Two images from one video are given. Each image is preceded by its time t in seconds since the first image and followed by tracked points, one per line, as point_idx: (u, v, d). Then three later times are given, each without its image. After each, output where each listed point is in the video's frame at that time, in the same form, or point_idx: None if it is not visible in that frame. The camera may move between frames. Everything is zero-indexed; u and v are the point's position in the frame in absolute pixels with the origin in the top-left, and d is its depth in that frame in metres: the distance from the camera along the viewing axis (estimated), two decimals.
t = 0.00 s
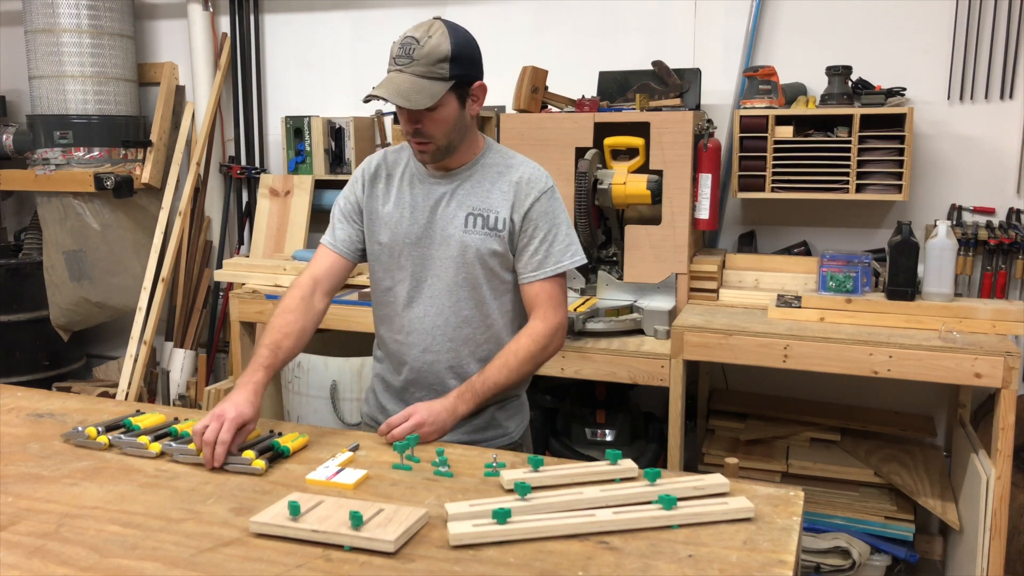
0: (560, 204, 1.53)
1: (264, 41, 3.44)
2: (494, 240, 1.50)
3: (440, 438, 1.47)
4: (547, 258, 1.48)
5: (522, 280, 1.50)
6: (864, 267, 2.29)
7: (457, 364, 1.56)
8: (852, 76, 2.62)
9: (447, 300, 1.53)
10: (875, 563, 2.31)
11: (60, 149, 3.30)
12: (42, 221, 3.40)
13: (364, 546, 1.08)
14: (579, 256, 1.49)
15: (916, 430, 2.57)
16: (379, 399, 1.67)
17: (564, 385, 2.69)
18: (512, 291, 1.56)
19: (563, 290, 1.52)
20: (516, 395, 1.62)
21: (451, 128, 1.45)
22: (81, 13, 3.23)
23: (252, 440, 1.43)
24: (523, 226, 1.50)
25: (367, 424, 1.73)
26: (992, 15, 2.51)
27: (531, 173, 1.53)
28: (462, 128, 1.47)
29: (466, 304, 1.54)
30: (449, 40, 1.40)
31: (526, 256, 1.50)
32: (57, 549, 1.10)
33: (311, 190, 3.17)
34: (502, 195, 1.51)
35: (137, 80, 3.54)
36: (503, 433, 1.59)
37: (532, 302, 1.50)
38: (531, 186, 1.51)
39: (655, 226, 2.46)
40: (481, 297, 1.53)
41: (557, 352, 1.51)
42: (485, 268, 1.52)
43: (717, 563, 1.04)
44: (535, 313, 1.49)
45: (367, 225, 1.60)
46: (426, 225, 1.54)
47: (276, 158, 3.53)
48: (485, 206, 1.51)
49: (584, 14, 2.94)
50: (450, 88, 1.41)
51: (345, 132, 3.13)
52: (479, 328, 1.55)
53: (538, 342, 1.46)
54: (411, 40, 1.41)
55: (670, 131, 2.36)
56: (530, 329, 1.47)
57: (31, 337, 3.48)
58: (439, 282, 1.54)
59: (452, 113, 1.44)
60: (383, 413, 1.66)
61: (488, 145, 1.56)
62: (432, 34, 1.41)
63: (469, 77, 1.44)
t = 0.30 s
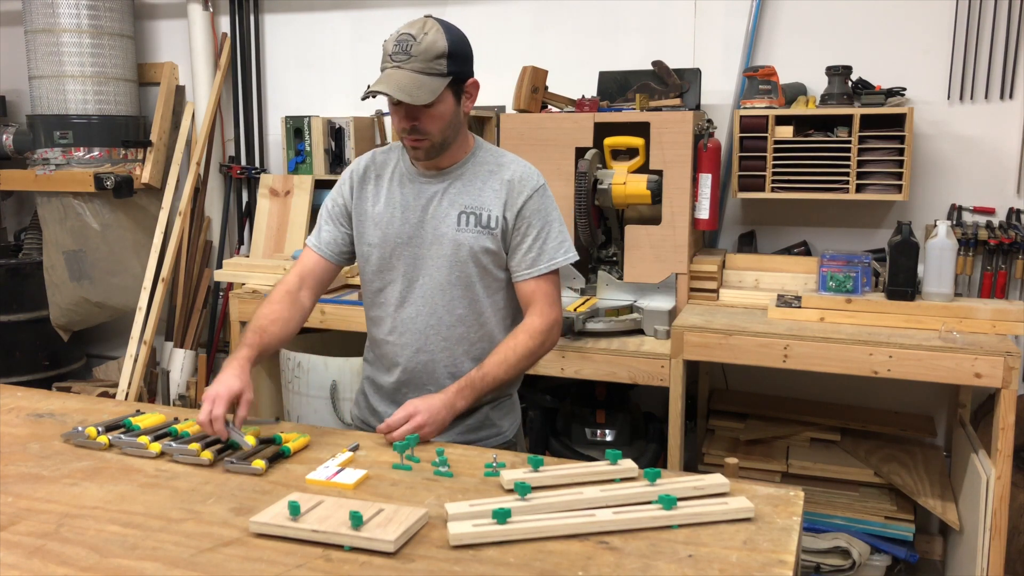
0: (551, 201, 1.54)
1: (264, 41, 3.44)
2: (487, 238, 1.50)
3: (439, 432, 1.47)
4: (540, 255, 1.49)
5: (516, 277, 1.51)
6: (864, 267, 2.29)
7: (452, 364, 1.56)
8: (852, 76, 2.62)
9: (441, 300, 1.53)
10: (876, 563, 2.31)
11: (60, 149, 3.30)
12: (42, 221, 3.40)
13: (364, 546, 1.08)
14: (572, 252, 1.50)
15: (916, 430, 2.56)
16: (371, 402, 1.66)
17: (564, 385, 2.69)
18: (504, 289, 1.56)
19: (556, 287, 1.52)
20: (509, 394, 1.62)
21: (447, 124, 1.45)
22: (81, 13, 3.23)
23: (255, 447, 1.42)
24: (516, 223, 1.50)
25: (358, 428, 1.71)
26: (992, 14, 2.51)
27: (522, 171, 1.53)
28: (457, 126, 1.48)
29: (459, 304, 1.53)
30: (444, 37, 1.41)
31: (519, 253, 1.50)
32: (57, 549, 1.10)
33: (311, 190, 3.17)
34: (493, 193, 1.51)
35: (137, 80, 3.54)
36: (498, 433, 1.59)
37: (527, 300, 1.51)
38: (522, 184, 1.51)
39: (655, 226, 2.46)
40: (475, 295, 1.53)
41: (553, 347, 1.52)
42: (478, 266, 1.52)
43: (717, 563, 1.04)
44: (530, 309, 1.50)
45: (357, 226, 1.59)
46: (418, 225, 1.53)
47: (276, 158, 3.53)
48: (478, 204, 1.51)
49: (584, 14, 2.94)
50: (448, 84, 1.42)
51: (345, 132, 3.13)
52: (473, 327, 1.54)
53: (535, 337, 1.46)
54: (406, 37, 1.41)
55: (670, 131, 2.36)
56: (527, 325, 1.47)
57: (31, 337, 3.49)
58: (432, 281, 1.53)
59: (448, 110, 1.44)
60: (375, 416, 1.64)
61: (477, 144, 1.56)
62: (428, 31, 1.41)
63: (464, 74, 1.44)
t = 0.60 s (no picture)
0: (545, 199, 1.54)
1: (264, 41, 3.44)
2: (482, 235, 1.49)
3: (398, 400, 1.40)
4: (534, 251, 1.49)
5: (510, 274, 1.51)
6: (864, 267, 2.29)
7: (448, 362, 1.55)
8: (852, 76, 2.62)
9: (436, 298, 1.52)
10: (876, 563, 2.31)
11: (60, 149, 3.30)
12: (42, 221, 3.40)
13: (364, 546, 1.08)
14: (565, 250, 1.51)
15: (916, 430, 2.56)
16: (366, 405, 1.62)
17: (564, 385, 2.69)
18: (499, 287, 1.56)
19: (550, 284, 1.53)
20: (508, 394, 1.61)
21: (457, 113, 1.47)
22: (81, 13, 3.23)
23: (260, 450, 1.41)
24: (511, 220, 1.50)
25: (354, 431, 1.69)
26: (992, 14, 2.51)
27: (516, 169, 1.53)
28: (462, 118, 1.50)
29: (455, 302, 1.53)
30: (461, 26, 1.45)
31: (514, 250, 1.50)
32: (57, 549, 1.10)
33: (311, 190, 3.17)
34: (488, 191, 1.51)
35: (137, 80, 3.54)
36: (498, 433, 1.58)
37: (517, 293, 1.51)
38: (517, 181, 1.51)
39: (655, 226, 2.47)
40: (470, 292, 1.53)
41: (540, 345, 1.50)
42: (474, 263, 1.51)
43: (717, 563, 1.04)
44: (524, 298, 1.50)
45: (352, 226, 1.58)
46: (413, 223, 1.52)
47: (276, 158, 3.53)
48: (473, 201, 1.51)
49: (584, 14, 2.94)
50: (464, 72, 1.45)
51: (345, 132, 3.13)
52: (468, 325, 1.54)
53: (524, 328, 1.45)
54: (425, 21, 1.42)
55: (670, 131, 2.36)
56: (518, 316, 1.47)
57: (31, 337, 3.49)
58: (427, 279, 1.52)
59: (459, 99, 1.47)
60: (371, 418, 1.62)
61: (471, 144, 1.56)
62: (443, 20, 1.44)
63: (473, 66, 1.48)
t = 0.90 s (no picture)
0: (546, 198, 1.54)
1: (264, 41, 3.44)
2: (484, 234, 1.49)
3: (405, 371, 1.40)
4: (535, 250, 1.50)
5: (511, 273, 1.51)
6: (864, 267, 2.29)
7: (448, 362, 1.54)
8: (852, 76, 2.62)
9: (437, 296, 1.52)
10: (876, 563, 2.30)
11: (60, 149, 3.30)
12: (42, 221, 3.40)
13: (364, 546, 1.08)
14: (565, 250, 1.51)
15: (916, 430, 2.56)
16: (363, 405, 1.61)
17: (563, 385, 2.69)
18: (500, 286, 1.56)
19: (550, 283, 1.53)
20: (507, 394, 1.62)
21: (463, 110, 1.48)
22: (81, 13, 3.23)
23: (258, 450, 1.41)
24: (512, 220, 1.50)
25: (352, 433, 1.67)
26: (992, 14, 2.51)
27: (517, 168, 1.53)
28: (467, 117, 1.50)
29: (456, 300, 1.53)
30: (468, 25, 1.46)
31: (515, 250, 1.50)
32: (57, 549, 1.10)
33: (311, 190, 3.17)
34: (490, 189, 1.51)
35: (137, 80, 3.54)
36: (496, 434, 1.58)
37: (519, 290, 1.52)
38: (518, 181, 1.51)
39: (656, 226, 2.47)
40: (470, 290, 1.53)
41: (545, 343, 1.52)
42: (475, 261, 1.51)
43: (717, 563, 1.04)
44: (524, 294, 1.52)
45: (354, 225, 1.57)
46: (414, 221, 1.52)
47: (276, 158, 3.53)
48: (474, 200, 1.50)
49: (584, 14, 2.94)
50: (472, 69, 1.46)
51: (345, 132, 3.13)
52: (469, 323, 1.54)
53: (535, 322, 1.47)
54: (435, 18, 1.43)
55: (670, 131, 2.36)
56: (527, 310, 1.48)
57: (32, 337, 3.49)
58: (428, 277, 1.52)
59: (466, 97, 1.47)
60: (369, 421, 1.61)
61: (473, 144, 1.55)
62: (451, 18, 1.45)
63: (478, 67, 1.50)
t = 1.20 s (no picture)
0: (548, 199, 1.56)
1: (264, 41, 3.44)
2: (488, 233, 1.50)
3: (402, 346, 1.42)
4: (539, 250, 1.51)
5: (513, 272, 1.52)
6: (864, 267, 2.29)
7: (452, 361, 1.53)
8: (852, 76, 2.62)
9: (440, 294, 1.52)
10: (876, 563, 2.30)
11: (60, 149, 3.30)
12: (42, 221, 3.40)
13: (364, 546, 1.08)
14: (567, 251, 1.52)
15: (916, 430, 2.56)
16: (365, 404, 1.60)
17: (563, 385, 2.69)
18: (501, 286, 1.56)
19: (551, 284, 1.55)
20: (509, 394, 1.62)
21: (470, 108, 1.47)
22: (81, 13, 3.23)
23: (258, 450, 1.41)
24: (516, 220, 1.51)
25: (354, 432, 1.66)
26: (992, 14, 2.51)
27: (521, 169, 1.54)
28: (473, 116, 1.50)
29: (459, 299, 1.52)
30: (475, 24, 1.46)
31: (518, 249, 1.51)
32: (57, 549, 1.10)
33: (311, 190, 3.17)
34: (494, 189, 1.52)
35: (137, 80, 3.54)
36: (499, 432, 1.58)
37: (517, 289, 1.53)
38: (522, 181, 1.52)
39: (655, 226, 2.47)
40: (474, 290, 1.53)
41: (539, 344, 1.53)
42: (479, 261, 1.51)
43: (717, 563, 1.04)
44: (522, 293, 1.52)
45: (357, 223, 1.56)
46: (418, 220, 1.51)
47: (276, 158, 3.53)
48: (478, 200, 1.51)
49: (584, 14, 2.94)
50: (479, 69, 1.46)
51: (345, 132, 3.13)
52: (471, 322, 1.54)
53: (533, 320, 1.48)
54: (442, 17, 1.42)
55: (670, 131, 2.36)
56: (525, 308, 1.49)
57: (32, 337, 3.49)
58: (432, 276, 1.51)
59: (472, 96, 1.47)
60: (372, 420, 1.60)
61: (477, 145, 1.55)
62: (457, 17, 1.45)
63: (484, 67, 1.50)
